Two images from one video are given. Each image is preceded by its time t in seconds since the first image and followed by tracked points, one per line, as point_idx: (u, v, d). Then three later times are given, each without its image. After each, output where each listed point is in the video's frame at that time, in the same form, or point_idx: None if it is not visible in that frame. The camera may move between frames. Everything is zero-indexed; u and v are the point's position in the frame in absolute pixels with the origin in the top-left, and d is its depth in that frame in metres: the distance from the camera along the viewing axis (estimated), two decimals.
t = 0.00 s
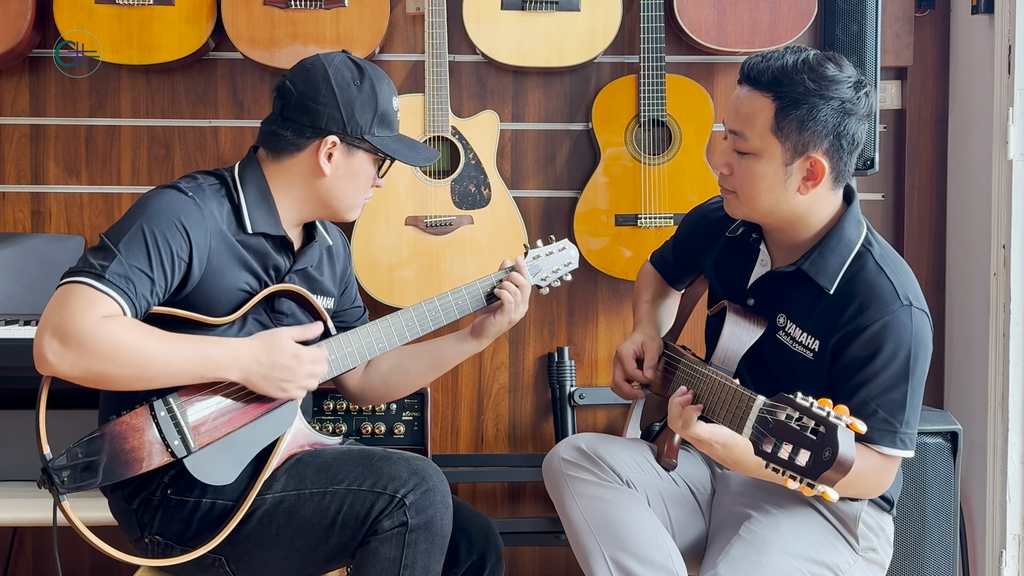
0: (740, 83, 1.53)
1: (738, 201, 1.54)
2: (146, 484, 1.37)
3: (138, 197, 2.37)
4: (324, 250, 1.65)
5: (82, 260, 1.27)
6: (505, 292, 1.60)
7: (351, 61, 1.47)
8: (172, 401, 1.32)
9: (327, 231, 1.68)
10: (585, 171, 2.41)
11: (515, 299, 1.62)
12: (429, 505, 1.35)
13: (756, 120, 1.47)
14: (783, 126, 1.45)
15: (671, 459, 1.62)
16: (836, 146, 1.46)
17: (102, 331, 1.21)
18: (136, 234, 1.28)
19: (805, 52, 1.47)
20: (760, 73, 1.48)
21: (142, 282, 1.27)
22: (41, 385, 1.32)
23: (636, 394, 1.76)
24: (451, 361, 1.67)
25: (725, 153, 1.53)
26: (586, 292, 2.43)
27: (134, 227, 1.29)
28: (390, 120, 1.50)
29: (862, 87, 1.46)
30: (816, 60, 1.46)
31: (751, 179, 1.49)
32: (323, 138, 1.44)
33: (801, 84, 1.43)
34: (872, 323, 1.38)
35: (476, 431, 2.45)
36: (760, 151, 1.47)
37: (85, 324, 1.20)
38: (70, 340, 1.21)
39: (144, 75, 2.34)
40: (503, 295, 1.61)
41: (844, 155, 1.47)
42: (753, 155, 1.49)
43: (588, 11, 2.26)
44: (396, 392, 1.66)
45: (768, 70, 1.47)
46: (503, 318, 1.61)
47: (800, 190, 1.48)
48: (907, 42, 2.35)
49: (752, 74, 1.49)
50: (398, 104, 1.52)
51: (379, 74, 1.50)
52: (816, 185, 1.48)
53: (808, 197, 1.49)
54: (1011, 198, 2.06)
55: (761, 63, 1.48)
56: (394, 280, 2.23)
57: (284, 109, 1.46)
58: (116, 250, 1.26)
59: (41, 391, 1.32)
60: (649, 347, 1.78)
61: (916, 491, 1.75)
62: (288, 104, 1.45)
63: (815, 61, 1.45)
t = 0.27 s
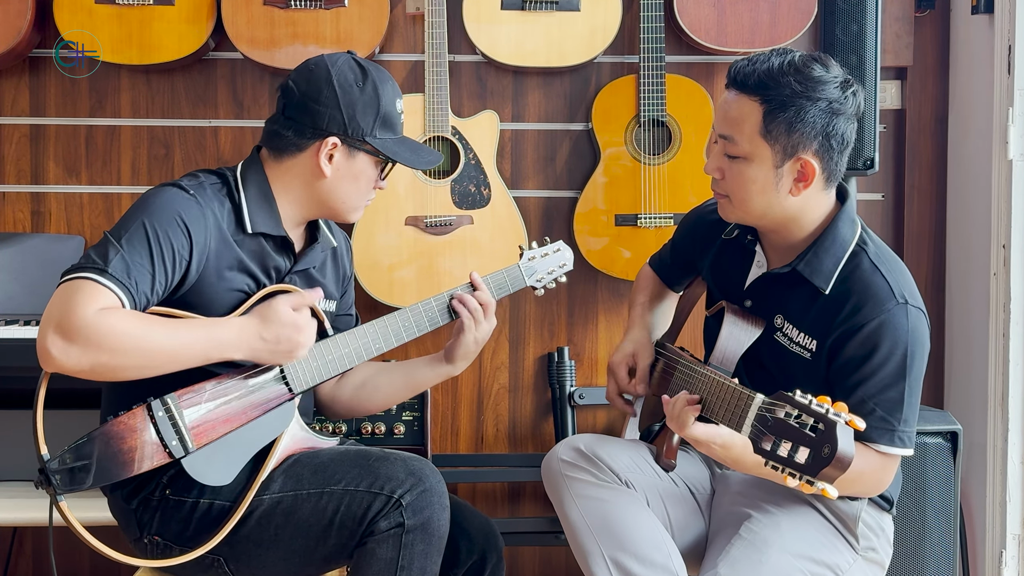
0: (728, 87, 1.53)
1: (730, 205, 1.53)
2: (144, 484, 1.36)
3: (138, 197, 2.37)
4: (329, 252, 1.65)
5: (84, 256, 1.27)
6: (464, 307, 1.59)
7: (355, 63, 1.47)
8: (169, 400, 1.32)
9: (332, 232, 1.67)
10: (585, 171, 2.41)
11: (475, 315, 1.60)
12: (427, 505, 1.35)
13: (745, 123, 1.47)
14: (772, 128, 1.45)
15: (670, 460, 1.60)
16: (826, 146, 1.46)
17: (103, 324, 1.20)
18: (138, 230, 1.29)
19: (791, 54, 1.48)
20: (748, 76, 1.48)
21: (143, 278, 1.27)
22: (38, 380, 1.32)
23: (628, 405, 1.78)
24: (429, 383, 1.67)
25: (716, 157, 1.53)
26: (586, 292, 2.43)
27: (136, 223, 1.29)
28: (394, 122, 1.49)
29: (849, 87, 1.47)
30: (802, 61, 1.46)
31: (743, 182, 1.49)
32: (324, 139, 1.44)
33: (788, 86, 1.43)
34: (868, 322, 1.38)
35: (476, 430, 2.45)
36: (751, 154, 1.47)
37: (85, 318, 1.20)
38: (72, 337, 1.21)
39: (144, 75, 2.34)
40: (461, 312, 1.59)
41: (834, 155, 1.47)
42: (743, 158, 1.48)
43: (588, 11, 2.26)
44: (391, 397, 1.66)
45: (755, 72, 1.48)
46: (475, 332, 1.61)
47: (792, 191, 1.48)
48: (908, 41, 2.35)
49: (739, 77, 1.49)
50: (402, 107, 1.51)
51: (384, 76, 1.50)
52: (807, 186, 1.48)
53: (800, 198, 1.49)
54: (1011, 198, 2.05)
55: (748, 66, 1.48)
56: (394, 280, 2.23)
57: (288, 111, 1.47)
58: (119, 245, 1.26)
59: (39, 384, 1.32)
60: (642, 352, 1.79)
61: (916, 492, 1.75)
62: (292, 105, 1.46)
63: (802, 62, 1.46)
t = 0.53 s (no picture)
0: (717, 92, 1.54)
1: (726, 209, 1.53)
2: (146, 484, 1.36)
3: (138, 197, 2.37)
4: (326, 250, 1.65)
5: (85, 255, 1.27)
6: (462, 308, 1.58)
7: (348, 57, 1.47)
8: (172, 400, 1.32)
9: (329, 230, 1.67)
10: (585, 171, 2.41)
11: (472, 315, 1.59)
12: (429, 505, 1.35)
13: (736, 128, 1.47)
14: (762, 132, 1.45)
15: (670, 459, 1.61)
16: (817, 146, 1.46)
17: (110, 325, 1.21)
18: (139, 228, 1.28)
19: (778, 56, 1.48)
20: (735, 80, 1.48)
21: (145, 276, 1.27)
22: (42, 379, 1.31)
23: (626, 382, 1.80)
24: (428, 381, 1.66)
25: (709, 163, 1.53)
26: (586, 292, 2.43)
27: (137, 222, 1.29)
28: (388, 115, 1.49)
29: (837, 86, 1.47)
30: (789, 63, 1.46)
31: (737, 186, 1.49)
32: (319, 134, 1.44)
33: (775, 89, 1.44)
34: (864, 321, 1.38)
35: (476, 430, 2.45)
36: (743, 158, 1.47)
37: (93, 318, 1.20)
38: (76, 335, 1.21)
39: (144, 75, 2.34)
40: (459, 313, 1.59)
41: (826, 154, 1.47)
42: (735, 163, 1.49)
43: (588, 11, 2.26)
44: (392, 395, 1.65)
45: (743, 76, 1.48)
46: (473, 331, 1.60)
47: (786, 193, 1.48)
48: (908, 42, 2.35)
49: (728, 82, 1.50)
50: (396, 99, 1.51)
51: (377, 70, 1.50)
52: (801, 187, 1.48)
53: (795, 199, 1.49)
54: (1011, 198, 2.05)
55: (736, 70, 1.49)
56: (394, 279, 2.23)
57: (281, 107, 1.47)
58: (119, 244, 1.26)
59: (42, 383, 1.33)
60: (634, 338, 1.83)
61: (916, 491, 1.75)
62: (285, 101, 1.46)
63: (789, 63, 1.46)
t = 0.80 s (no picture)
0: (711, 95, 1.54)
1: (724, 211, 1.53)
2: (146, 483, 1.36)
3: (138, 197, 2.37)
4: (325, 253, 1.65)
5: (83, 256, 1.27)
6: (466, 308, 1.59)
7: (348, 61, 1.47)
8: (174, 398, 1.33)
9: (328, 232, 1.67)
10: (585, 171, 2.41)
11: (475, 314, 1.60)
12: (429, 505, 1.35)
13: (731, 130, 1.47)
14: (757, 134, 1.45)
15: (669, 460, 1.63)
16: (813, 146, 1.46)
17: (108, 321, 1.20)
18: (137, 228, 1.29)
19: (772, 57, 1.48)
20: (729, 82, 1.49)
21: (143, 275, 1.27)
22: (43, 379, 1.31)
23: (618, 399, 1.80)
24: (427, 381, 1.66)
25: (706, 165, 1.53)
26: (586, 292, 2.43)
27: (135, 221, 1.30)
28: (387, 120, 1.49)
29: (831, 86, 1.47)
30: (783, 64, 1.46)
31: (734, 189, 1.49)
32: (318, 139, 1.44)
33: (770, 90, 1.44)
34: (864, 321, 1.38)
35: (476, 430, 2.45)
36: (740, 160, 1.47)
37: (89, 314, 1.20)
38: (71, 331, 1.20)
39: (144, 75, 2.34)
40: (461, 312, 1.60)
41: (822, 154, 1.47)
42: (732, 164, 1.49)
43: (588, 11, 2.26)
44: (392, 395, 1.66)
45: (737, 79, 1.48)
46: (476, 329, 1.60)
47: (783, 194, 1.48)
48: (908, 42, 2.35)
49: (722, 85, 1.50)
50: (395, 103, 1.51)
51: (376, 73, 1.50)
52: (798, 188, 1.48)
53: (792, 200, 1.49)
54: (1011, 198, 2.06)
55: (730, 73, 1.49)
56: (394, 280, 2.23)
57: (280, 111, 1.47)
58: (117, 243, 1.26)
59: (45, 383, 1.32)
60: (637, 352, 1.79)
61: (916, 491, 1.75)
62: (284, 105, 1.46)
63: (783, 64, 1.46)
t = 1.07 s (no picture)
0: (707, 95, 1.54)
1: (721, 212, 1.53)
2: (145, 484, 1.36)
3: (138, 197, 2.37)
4: (326, 252, 1.64)
5: (83, 258, 1.27)
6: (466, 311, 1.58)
7: (348, 59, 1.47)
8: (171, 400, 1.32)
9: (329, 232, 1.67)
10: (585, 171, 2.41)
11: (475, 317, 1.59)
12: (428, 506, 1.35)
13: (727, 130, 1.47)
14: (753, 133, 1.45)
15: (667, 461, 1.61)
16: (809, 145, 1.46)
17: (107, 328, 1.20)
18: (136, 230, 1.28)
19: (767, 57, 1.48)
20: (725, 82, 1.48)
21: (142, 279, 1.27)
22: (40, 383, 1.31)
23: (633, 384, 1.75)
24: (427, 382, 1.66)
25: (703, 166, 1.53)
26: (586, 292, 2.43)
27: (135, 223, 1.29)
28: (387, 116, 1.49)
29: (826, 85, 1.47)
30: (778, 63, 1.46)
31: (731, 189, 1.49)
32: (319, 135, 1.44)
33: (765, 90, 1.43)
34: (861, 319, 1.38)
35: (476, 430, 2.45)
36: (736, 160, 1.47)
37: (90, 320, 1.20)
38: (72, 339, 1.21)
39: (144, 75, 2.34)
40: (462, 315, 1.58)
41: (818, 153, 1.47)
42: (729, 165, 1.48)
43: (588, 11, 2.26)
44: (391, 395, 1.66)
45: (732, 79, 1.48)
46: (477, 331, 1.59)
47: (780, 193, 1.48)
48: (908, 42, 2.34)
49: (717, 85, 1.49)
50: (396, 101, 1.51)
51: (376, 71, 1.50)
52: (794, 187, 1.47)
53: (788, 199, 1.49)
54: (1011, 198, 2.05)
55: (726, 73, 1.49)
56: (394, 279, 2.23)
57: (281, 108, 1.47)
58: (117, 245, 1.26)
59: (40, 385, 1.32)
60: (646, 342, 1.77)
61: (916, 492, 1.75)
62: (285, 102, 1.46)
63: (778, 64, 1.45)
